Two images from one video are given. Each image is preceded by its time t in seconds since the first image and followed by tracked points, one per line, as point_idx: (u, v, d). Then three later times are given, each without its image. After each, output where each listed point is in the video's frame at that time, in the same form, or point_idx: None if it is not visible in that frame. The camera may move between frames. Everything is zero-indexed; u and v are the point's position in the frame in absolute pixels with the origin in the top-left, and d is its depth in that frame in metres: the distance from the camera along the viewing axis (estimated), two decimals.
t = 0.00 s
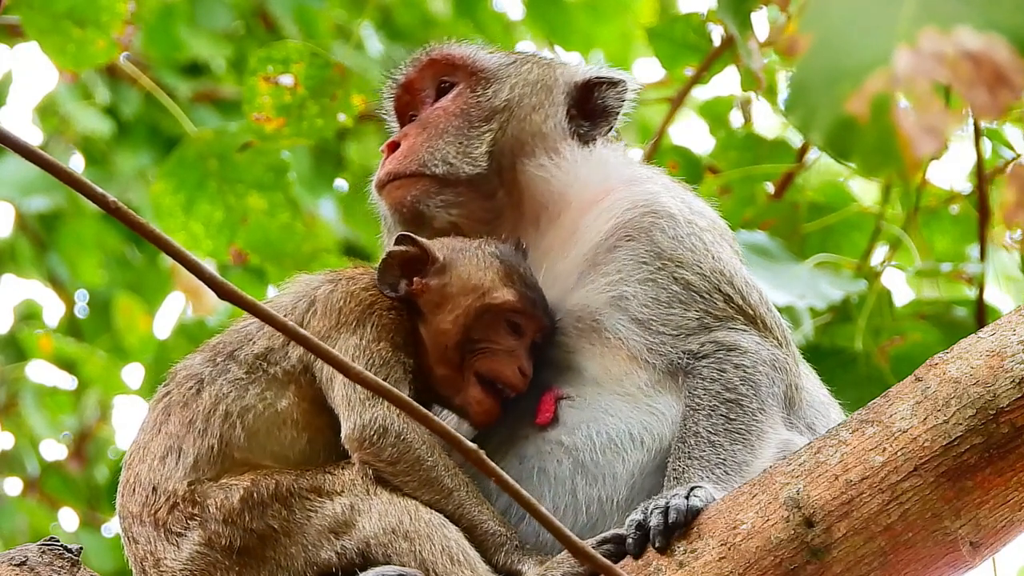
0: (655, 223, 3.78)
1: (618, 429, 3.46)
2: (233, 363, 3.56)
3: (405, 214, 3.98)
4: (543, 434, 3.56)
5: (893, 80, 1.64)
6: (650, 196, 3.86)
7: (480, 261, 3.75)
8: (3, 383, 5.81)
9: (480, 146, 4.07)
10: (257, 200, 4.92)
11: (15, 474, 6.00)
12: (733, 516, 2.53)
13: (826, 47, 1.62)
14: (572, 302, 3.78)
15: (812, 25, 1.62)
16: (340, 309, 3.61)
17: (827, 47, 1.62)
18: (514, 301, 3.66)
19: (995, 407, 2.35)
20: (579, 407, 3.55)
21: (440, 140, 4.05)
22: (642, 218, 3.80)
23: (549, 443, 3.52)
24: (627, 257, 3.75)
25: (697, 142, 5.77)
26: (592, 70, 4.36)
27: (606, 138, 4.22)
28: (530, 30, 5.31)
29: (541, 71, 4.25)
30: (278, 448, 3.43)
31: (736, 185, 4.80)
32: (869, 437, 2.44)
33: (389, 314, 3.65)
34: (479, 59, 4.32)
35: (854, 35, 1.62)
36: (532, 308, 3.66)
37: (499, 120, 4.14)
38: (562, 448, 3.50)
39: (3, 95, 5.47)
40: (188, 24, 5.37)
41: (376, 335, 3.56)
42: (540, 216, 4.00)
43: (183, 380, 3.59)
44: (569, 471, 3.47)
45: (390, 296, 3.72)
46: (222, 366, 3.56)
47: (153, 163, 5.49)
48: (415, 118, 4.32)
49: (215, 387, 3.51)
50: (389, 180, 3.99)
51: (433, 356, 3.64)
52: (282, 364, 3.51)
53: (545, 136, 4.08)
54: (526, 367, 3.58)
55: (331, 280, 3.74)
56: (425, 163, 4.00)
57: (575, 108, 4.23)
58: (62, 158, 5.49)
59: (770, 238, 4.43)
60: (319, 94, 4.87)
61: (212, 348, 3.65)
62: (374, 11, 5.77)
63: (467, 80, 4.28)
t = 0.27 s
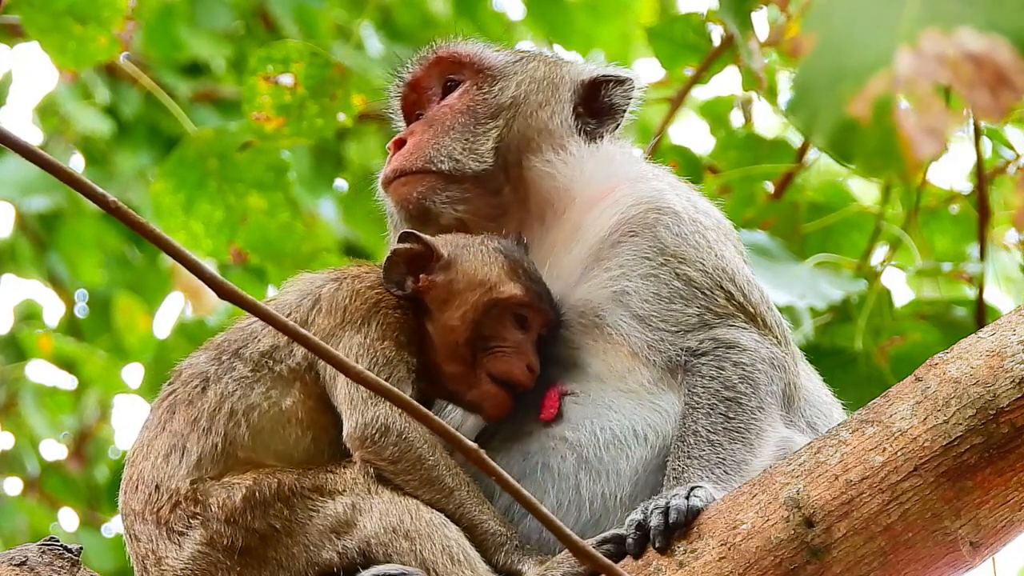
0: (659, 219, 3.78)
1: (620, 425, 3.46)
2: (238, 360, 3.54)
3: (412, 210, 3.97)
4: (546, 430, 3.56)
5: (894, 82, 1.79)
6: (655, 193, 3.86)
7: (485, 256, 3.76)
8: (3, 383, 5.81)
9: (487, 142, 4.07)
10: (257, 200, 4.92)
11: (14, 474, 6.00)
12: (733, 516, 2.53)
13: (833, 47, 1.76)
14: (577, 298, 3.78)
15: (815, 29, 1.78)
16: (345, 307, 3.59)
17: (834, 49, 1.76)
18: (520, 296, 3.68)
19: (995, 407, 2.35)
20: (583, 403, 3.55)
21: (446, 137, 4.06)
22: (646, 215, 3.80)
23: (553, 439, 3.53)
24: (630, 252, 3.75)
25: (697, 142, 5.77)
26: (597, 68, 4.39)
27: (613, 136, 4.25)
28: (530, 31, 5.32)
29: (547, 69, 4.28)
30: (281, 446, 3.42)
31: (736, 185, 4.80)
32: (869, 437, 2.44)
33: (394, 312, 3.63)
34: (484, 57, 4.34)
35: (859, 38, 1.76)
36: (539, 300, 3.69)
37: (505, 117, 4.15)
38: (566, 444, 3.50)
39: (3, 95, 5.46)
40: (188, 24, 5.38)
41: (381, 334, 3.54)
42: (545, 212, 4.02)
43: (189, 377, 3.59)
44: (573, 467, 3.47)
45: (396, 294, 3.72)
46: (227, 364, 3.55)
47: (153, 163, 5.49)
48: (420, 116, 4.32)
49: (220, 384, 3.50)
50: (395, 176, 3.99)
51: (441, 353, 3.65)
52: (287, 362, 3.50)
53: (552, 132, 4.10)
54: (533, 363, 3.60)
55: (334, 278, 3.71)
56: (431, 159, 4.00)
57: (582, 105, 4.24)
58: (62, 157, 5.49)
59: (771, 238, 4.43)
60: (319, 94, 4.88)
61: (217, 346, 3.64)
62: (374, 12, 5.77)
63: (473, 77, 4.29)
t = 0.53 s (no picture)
0: (660, 218, 3.78)
1: (621, 424, 3.46)
2: (240, 360, 3.54)
3: (414, 210, 3.98)
4: (548, 430, 3.56)
5: (899, 85, 1.49)
6: (656, 193, 3.87)
7: (486, 253, 3.75)
8: (3, 383, 5.81)
9: (489, 141, 4.07)
10: (257, 200, 4.92)
11: (14, 474, 6.00)
12: (733, 516, 2.53)
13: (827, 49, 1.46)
14: (579, 296, 3.79)
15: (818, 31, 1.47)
16: (347, 306, 3.59)
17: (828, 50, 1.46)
18: (523, 292, 3.68)
19: (995, 407, 2.35)
20: (584, 403, 3.55)
21: (449, 136, 4.06)
22: (647, 213, 3.81)
23: (553, 439, 3.53)
24: (631, 251, 3.76)
25: (697, 142, 5.78)
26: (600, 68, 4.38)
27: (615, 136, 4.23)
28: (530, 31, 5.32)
29: (550, 69, 4.28)
30: (282, 447, 3.42)
31: (735, 185, 4.80)
32: (869, 437, 2.45)
33: (396, 312, 3.63)
34: (487, 57, 4.34)
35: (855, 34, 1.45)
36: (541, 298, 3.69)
37: (507, 117, 4.15)
38: (566, 443, 3.50)
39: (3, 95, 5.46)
40: (188, 23, 5.38)
41: (383, 334, 3.54)
42: (547, 211, 4.02)
43: (189, 377, 3.58)
44: (574, 466, 3.47)
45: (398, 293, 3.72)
46: (228, 364, 3.55)
47: (153, 163, 5.49)
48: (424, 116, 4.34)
49: (221, 385, 3.49)
50: (398, 176, 4.00)
51: (442, 352, 3.66)
52: (288, 362, 3.50)
53: (554, 131, 4.11)
54: (537, 360, 3.61)
55: (336, 279, 3.72)
56: (433, 159, 4.01)
57: (585, 104, 4.23)
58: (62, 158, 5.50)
59: (770, 238, 4.43)
60: (319, 94, 4.88)
61: (219, 346, 3.63)
62: (374, 12, 5.77)
63: (476, 77, 4.29)
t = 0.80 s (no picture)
0: (660, 217, 3.78)
1: (621, 423, 3.46)
2: (241, 362, 3.54)
3: (417, 211, 3.99)
4: (547, 429, 3.56)
5: (912, 89, 1.36)
6: (658, 190, 3.87)
7: (489, 251, 3.77)
8: (3, 383, 5.81)
9: (491, 141, 4.07)
10: (257, 200, 4.93)
11: (14, 474, 6.00)
12: (733, 516, 2.53)
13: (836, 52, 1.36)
14: (579, 295, 3.79)
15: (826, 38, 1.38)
16: (351, 307, 3.59)
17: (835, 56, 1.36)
18: (528, 288, 3.69)
19: (995, 407, 2.35)
20: (584, 402, 3.55)
21: (451, 136, 4.06)
22: (648, 212, 3.81)
23: (552, 439, 3.53)
24: (631, 250, 3.76)
25: (697, 142, 5.78)
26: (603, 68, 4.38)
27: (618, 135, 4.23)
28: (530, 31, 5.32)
29: (552, 69, 4.28)
30: (284, 447, 3.42)
31: (736, 185, 4.80)
32: (869, 437, 2.45)
33: (400, 312, 3.63)
34: (489, 57, 4.34)
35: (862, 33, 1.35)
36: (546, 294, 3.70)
37: (510, 117, 4.15)
38: (566, 443, 3.50)
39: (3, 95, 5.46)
40: (188, 23, 5.38)
41: (385, 334, 3.54)
42: (549, 210, 4.01)
43: (191, 378, 3.58)
44: (572, 466, 3.46)
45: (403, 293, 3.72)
46: (230, 365, 3.55)
47: (153, 163, 5.49)
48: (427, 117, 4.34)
49: (223, 386, 3.49)
50: (400, 176, 4.00)
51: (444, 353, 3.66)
52: (295, 361, 3.50)
53: (557, 131, 4.10)
54: (543, 355, 3.63)
55: (340, 280, 3.72)
56: (436, 159, 4.01)
57: (588, 104, 4.23)
58: (62, 157, 5.50)
59: (771, 237, 4.44)
60: (319, 94, 4.87)
61: (221, 347, 3.63)
62: (374, 12, 5.77)
63: (479, 77, 4.29)
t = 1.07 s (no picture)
0: (660, 215, 3.78)
1: (620, 423, 3.46)
2: (247, 362, 3.54)
3: (419, 212, 3.99)
4: (546, 429, 3.56)
5: (918, 88, 1.44)
6: (659, 189, 3.86)
7: (493, 249, 3.77)
8: (3, 383, 5.82)
9: (492, 142, 4.08)
10: (257, 201, 4.92)
11: (14, 474, 6.00)
12: (733, 516, 2.53)
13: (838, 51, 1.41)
14: (580, 294, 3.79)
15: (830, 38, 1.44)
16: (355, 307, 3.59)
17: (845, 57, 1.41)
18: (531, 284, 3.69)
19: (995, 407, 2.35)
20: (584, 402, 3.55)
21: (452, 137, 4.07)
22: (648, 210, 3.81)
23: (551, 438, 3.53)
24: (631, 248, 3.76)
25: (697, 142, 5.78)
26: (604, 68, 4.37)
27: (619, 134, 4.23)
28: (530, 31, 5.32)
29: (553, 69, 4.28)
30: (288, 447, 3.42)
31: (736, 185, 4.81)
32: (869, 437, 2.45)
33: (404, 313, 3.63)
34: (491, 58, 4.34)
35: (869, 32, 1.41)
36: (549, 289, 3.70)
37: (510, 117, 4.15)
38: (564, 442, 3.50)
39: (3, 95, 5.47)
40: (189, 24, 5.38)
41: (390, 334, 3.54)
42: (550, 210, 4.01)
43: (195, 378, 3.58)
44: (570, 465, 3.46)
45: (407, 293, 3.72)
46: (235, 365, 3.55)
47: (153, 163, 5.49)
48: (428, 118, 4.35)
49: (228, 386, 3.49)
50: (402, 178, 4.00)
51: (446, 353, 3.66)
52: (299, 362, 3.50)
53: (557, 131, 4.10)
54: (549, 352, 3.63)
55: (344, 280, 3.72)
56: (437, 160, 4.01)
57: (589, 105, 4.23)
58: (62, 157, 5.50)
59: (771, 237, 4.44)
60: (319, 94, 4.87)
61: (226, 347, 3.63)
62: (374, 12, 5.77)
63: (480, 78, 4.30)
